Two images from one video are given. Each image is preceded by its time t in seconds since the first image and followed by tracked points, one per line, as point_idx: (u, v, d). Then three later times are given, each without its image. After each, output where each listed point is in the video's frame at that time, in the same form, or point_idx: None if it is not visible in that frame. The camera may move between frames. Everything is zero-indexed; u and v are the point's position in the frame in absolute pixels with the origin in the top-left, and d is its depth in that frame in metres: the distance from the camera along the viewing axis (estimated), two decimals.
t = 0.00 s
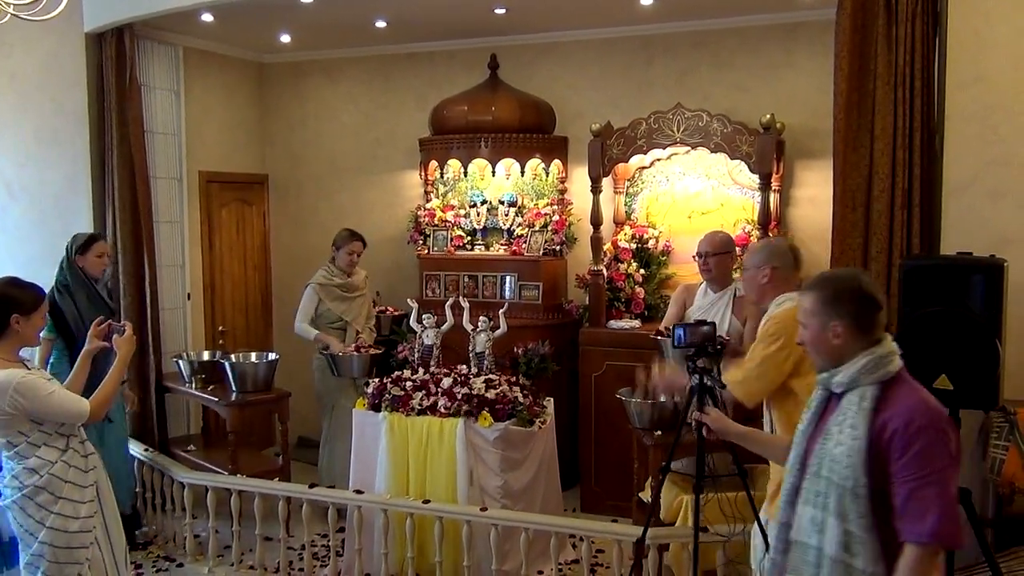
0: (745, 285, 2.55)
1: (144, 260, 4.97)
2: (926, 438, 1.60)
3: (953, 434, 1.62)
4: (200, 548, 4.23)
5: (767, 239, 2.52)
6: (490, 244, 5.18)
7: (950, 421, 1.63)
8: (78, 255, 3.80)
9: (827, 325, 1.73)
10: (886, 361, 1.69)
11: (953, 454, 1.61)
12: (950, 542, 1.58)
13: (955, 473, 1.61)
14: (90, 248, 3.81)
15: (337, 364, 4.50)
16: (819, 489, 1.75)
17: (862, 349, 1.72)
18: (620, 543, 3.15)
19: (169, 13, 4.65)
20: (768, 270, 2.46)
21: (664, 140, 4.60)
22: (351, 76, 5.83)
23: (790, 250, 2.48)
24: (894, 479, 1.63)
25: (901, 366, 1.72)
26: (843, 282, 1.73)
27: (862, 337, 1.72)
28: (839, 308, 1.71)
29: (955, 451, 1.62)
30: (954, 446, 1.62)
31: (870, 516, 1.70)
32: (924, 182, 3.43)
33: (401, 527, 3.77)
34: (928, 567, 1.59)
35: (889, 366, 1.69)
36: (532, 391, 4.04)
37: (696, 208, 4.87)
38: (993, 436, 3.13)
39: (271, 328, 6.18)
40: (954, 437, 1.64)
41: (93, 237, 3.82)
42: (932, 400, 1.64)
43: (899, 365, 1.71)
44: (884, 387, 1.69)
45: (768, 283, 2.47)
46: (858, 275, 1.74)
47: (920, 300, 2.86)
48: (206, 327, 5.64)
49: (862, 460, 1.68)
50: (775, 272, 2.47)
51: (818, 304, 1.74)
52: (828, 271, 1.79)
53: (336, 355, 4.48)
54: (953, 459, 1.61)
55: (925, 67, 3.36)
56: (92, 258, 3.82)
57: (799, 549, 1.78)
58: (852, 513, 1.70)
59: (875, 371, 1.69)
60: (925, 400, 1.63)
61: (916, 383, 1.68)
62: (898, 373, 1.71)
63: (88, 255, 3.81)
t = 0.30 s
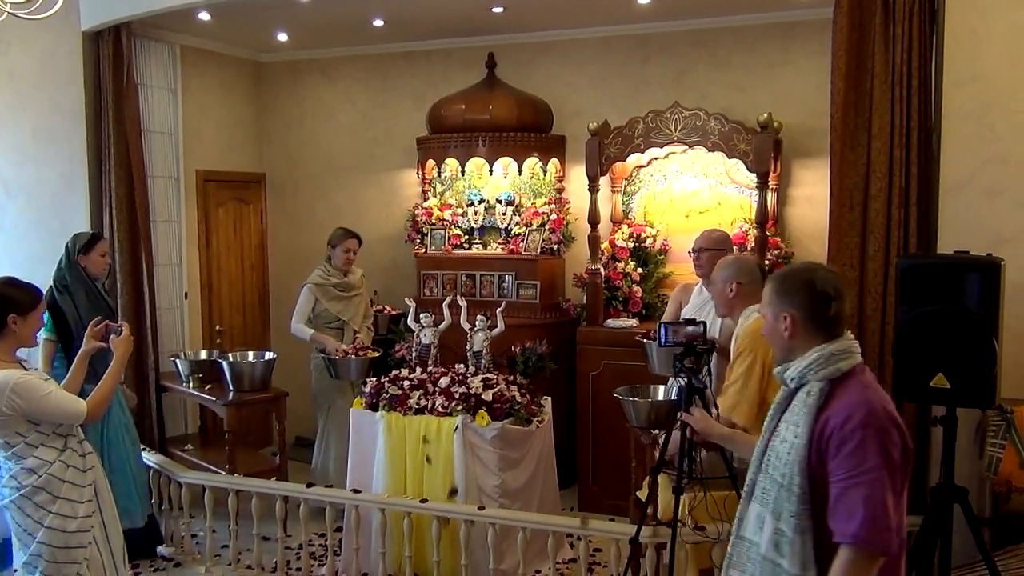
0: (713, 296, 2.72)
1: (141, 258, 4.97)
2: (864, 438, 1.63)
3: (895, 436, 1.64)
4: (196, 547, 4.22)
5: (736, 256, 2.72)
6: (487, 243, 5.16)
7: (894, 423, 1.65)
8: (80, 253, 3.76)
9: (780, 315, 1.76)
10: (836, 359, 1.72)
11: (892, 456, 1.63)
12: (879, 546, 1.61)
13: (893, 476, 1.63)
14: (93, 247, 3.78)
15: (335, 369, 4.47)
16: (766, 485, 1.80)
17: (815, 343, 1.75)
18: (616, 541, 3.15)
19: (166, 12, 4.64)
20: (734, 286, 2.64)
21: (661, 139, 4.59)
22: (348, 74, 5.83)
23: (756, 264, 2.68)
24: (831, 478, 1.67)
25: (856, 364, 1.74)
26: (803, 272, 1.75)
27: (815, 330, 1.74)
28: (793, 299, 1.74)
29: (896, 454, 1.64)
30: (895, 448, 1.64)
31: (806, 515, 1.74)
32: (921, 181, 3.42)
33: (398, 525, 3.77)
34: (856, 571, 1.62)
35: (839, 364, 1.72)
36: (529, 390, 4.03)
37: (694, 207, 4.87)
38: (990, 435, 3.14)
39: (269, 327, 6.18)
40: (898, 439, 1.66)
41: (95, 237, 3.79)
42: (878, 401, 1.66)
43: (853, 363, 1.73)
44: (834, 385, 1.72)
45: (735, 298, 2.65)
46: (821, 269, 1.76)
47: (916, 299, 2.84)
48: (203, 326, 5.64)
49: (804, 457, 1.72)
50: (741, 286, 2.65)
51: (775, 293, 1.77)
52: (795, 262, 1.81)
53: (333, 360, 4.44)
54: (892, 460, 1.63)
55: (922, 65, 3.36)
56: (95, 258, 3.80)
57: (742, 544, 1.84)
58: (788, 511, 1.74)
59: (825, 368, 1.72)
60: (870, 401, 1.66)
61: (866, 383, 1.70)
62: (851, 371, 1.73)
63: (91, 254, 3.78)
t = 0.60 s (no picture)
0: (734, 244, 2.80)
1: (139, 257, 4.96)
2: (811, 442, 1.62)
3: (845, 441, 1.62)
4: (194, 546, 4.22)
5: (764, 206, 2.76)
6: (485, 241, 5.19)
7: (847, 428, 1.63)
8: (90, 250, 3.73)
9: (749, 312, 1.76)
10: (798, 359, 1.70)
11: (841, 460, 1.61)
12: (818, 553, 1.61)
13: (840, 482, 1.62)
14: (102, 243, 3.75)
15: (331, 369, 4.50)
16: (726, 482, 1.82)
17: (782, 341, 1.73)
18: (614, 540, 3.15)
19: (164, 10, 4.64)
20: (757, 236, 2.72)
21: (659, 138, 4.61)
22: (345, 73, 5.82)
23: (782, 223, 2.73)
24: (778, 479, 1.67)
25: (822, 365, 1.71)
26: (771, 270, 1.74)
27: (782, 329, 1.73)
28: (759, 297, 1.73)
29: (845, 458, 1.62)
30: (846, 454, 1.62)
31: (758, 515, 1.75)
32: (918, 179, 3.43)
33: (396, 524, 3.77)
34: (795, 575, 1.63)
35: (800, 365, 1.70)
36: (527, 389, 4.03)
37: (691, 205, 4.87)
38: (987, 432, 3.13)
39: (266, 327, 6.18)
40: (852, 445, 1.63)
41: (104, 233, 3.76)
42: (833, 405, 1.64)
43: (818, 364, 1.70)
44: (796, 385, 1.71)
45: (757, 248, 2.73)
46: (793, 268, 1.73)
47: (912, 297, 2.84)
48: (201, 325, 5.63)
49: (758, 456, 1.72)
50: (764, 238, 2.72)
51: (746, 289, 1.77)
52: (770, 259, 1.79)
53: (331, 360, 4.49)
54: (839, 465, 1.61)
55: (920, 64, 3.36)
56: (105, 254, 3.77)
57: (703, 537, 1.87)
58: (738, 510, 1.76)
59: (786, 368, 1.71)
60: (823, 404, 1.63)
61: (826, 385, 1.67)
62: (816, 371, 1.71)
63: (101, 251, 3.74)
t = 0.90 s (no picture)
0: (736, 252, 2.91)
1: (134, 256, 4.95)
2: (748, 457, 1.68)
3: (782, 458, 1.66)
4: (190, 545, 4.22)
5: (772, 217, 2.88)
6: (481, 241, 5.20)
7: (786, 445, 1.67)
8: (83, 249, 3.71)
9: (714, 317, 1.80)
10: (754, 369, 1.74)
11: (776, 477, 1.66)
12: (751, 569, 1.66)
13: (776, 499, 1.66)
14: (95, 241, 3.73)
15: (331, 369, 4.52)
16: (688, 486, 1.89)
17: (742, 349, 1.77)
18: (612, 538, 3.15)
19: (158, 9, 4.62)
20: (761, 246, 2.83)
21: (655, 138, 4.62)
22: (341, 72, 5.82)
23: (786, 235, 2.86)
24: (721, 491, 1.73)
25: (780, 376, 1.74)
26: (734, 276, 1.77)
27: (742, 337, 1.76)
28: (721, 303, 1.77)
29: (779, 474, 1.66)
30: (782, 470, 1.66)
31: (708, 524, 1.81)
32: (914, 178, 3.44)
33: (392, 524, 3.77)
34: None
35: (756, 375, 1.74)
36: (524, 388, 4.03)
37: (687, 204, 4.87)
38: (982, 431, 3.16)
39: (262, 326, 6.17)
40: (791, 461, 1.67)
41: (96, 231, 3.74)
42: (775, 420, 1.68)
43: (774, 375, 1.74)
44: (751, 395, 1.76)
45: (759, 257, 2.84)
46: (755, 277, 1.75)
47: (907, 296, 2.84)
48: (197, 324, 5.62)
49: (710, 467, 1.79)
50: (766, 248, 2.84)
51: (713, 294, 1.81)
52: (741, 263, 1.80)
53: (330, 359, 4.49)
54: (775, 482, 1.66)
55: (915, 63, 3.37)
56: (99, 251, 3.74)
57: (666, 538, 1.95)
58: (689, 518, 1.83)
59: (741, 379, 1.76)
60: (764, 419, 1.68)
61: (775, 399, 1.71)
62: (772, 382, 1.74)
63: (95, 248, 3.73)
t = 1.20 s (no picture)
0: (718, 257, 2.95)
1: (130, 255, 4.94)
2: (695, 466, 1.60)
3: (731, 469, 1.58)
4: (186, 544, 4.21)
5: (748, 220, 2.91)
6: (477, 241, 5.13)
7: (735, 455, 1.59)
8: (54, 249, 3.71)
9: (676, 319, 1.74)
10: (714, 375, 1.69)
11: (722, 489, 1.58)
12: None
13: (723, 512, 1.58)
14: (67, 241, 3.74)
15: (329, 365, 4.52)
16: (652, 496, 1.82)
17: (702, 353, 1.72)
18: (608, 538, 3.15)
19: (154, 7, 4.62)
20: (738, 248, 2.86)
21: (651, 136, 4.62)
22: (337, 70, 5.81)
23: (762, 236, 2.89)
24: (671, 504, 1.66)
25: (742, 382, 1.68)
26: (696, 277, 1.70)
27: (704, 341, 1.71)
28: (681, 306, 1.72)
29: (727, 487, 1.58)
30: (730, 482, 1.58)
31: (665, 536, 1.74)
32: (910, 177, 3.44)
33: (388, 523, 3.77)
34: None
35: (715, 380, 1.69)
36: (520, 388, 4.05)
37: (683, 203, 4.87)
38: (977, 430, 3.17)
39: (258, 324, 6.16)
40: (742, 472, 1.59)
41: (67, 232, 3.76)
42: (725, 429, 1.61)
43: (735, 380, 1.68)
44: (711, 401, 1.70)
45: (738, 259, 2.87)
46: (717, 277, 1.68)
47: (903, 294, 2.85)
48: (193, 322, 5.62)
49: (666, 478, 1.72)
50: (746, 250, 2.86)
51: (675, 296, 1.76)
52: (707, 263, 1.74)
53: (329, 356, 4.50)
54: (722, 494, 1.58)
55: (911, 62, 3.37)
56: (71, 252, 3.75)
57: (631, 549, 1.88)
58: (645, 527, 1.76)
59: (701, 384, 1.70)
60: (714, 427, 1.61)
61: (730, 407, 1.64)
62: (733, 388, 1.68)
63: (67, 248, 3.73)
